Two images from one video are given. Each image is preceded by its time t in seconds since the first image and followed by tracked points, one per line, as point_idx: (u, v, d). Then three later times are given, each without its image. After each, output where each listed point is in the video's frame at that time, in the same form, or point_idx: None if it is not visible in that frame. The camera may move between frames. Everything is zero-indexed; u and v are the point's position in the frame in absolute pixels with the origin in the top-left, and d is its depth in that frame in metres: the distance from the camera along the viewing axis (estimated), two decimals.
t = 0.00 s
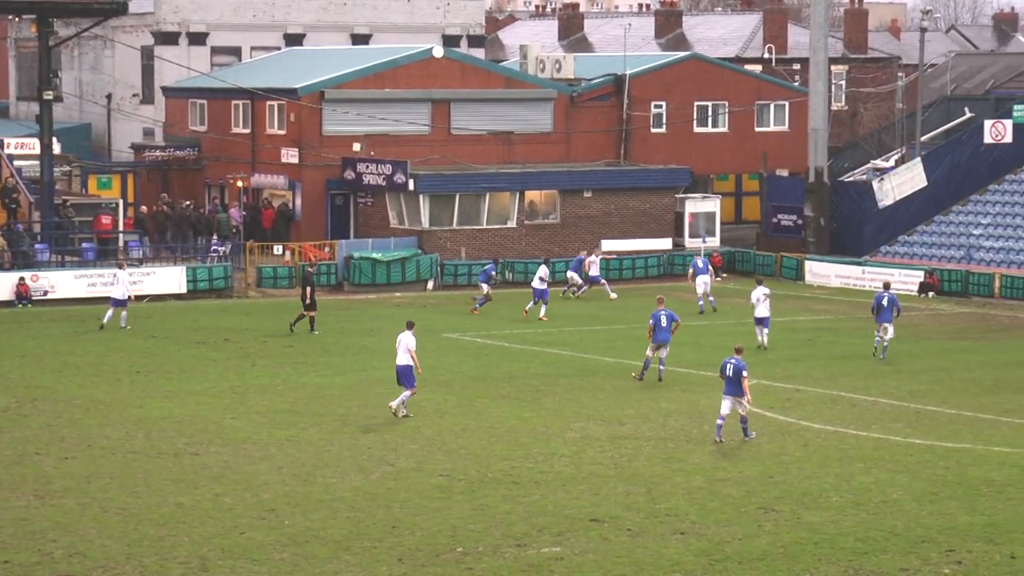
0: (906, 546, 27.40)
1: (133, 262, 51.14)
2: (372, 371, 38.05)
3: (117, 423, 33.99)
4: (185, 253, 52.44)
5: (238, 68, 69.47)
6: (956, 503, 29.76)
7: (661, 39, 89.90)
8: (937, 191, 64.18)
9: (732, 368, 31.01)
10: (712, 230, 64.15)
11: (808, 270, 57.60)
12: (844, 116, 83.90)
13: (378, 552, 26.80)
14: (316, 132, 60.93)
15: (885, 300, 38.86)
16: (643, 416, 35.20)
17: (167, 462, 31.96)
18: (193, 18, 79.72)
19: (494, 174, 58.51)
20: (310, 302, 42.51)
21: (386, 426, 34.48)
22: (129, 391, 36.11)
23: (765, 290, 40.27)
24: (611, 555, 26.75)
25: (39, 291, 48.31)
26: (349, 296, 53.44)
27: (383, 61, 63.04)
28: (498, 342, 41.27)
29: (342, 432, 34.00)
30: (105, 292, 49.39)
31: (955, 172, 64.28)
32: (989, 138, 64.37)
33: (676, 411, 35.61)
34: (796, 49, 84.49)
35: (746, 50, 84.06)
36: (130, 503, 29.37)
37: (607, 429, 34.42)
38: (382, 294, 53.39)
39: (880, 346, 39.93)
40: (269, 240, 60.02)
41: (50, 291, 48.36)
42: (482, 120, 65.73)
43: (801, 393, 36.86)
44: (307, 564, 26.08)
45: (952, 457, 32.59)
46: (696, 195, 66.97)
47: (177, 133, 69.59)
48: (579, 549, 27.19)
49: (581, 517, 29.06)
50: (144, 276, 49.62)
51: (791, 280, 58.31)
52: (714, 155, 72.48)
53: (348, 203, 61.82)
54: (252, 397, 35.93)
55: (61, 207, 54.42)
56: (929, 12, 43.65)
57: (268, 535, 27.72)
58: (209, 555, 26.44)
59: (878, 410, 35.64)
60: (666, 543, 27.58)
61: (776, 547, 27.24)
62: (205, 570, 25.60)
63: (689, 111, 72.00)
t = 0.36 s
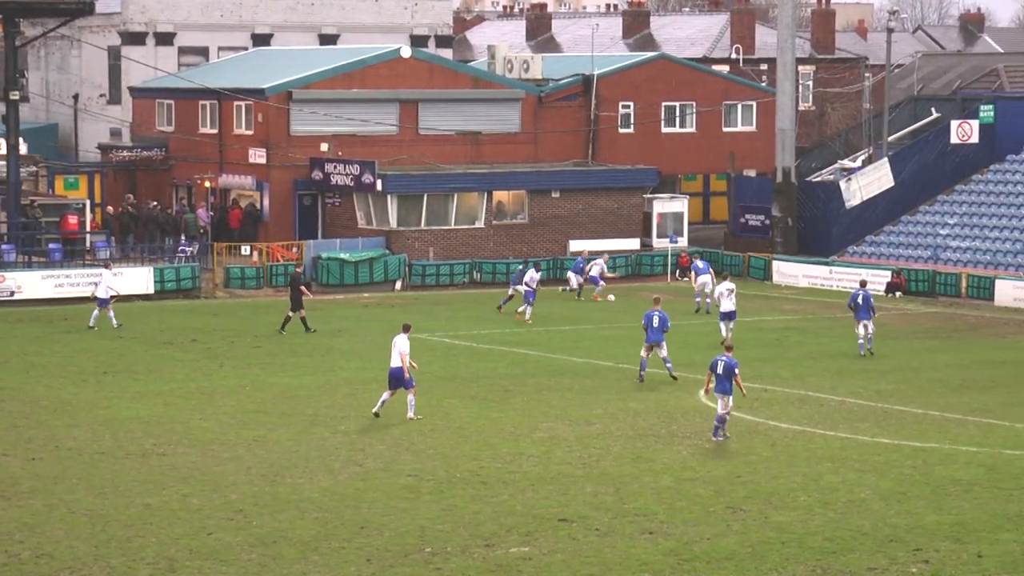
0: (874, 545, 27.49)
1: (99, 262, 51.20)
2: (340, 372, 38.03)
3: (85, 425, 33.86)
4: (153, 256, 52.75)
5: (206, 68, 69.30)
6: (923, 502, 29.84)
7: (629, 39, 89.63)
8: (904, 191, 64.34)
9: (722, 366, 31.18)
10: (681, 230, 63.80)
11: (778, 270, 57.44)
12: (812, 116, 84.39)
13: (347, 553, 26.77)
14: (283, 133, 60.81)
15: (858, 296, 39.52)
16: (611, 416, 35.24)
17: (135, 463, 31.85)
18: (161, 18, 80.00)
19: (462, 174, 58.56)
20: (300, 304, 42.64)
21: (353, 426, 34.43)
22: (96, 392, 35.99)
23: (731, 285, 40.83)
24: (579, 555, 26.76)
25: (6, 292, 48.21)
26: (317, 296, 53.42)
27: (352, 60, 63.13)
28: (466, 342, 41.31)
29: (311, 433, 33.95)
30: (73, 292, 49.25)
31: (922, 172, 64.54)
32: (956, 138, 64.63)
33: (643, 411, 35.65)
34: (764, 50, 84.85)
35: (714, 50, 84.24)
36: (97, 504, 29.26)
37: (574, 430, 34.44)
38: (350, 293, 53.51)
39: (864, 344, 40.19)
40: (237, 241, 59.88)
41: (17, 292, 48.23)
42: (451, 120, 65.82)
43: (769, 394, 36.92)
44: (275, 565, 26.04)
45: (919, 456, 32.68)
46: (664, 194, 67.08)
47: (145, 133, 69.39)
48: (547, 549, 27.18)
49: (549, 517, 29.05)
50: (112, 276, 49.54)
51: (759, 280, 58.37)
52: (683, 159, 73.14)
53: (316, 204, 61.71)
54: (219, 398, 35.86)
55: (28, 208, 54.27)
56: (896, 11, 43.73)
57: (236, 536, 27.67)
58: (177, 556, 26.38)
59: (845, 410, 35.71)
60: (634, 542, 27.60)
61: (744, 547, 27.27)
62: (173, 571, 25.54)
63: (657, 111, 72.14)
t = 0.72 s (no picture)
0: (868, 544, 27.51)
1: (92, 262, 51.24)
2: (333, 372, 37.99)
3: (77, 425, 33.76)
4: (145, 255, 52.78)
5: (198, 68, 69.32)
6: (915, 502, 29.84)
7: (621, 39, 90.02)
8: (895, 191, 64.57)
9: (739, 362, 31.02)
10: (673, 230, 64.33)
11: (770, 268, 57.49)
12: (804, 116, 84.26)
13: (340, 553, 26.72)
14: (275, 133, 60.77)
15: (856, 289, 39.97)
16: (604, 416, 35.21)
17: (127, 463, 31.77)
18: (152, 18, 79.94)
19: (453, 175, 58.57)
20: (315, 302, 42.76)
21: (346, 426, 34.37)
22: (89, 393, 35.90)
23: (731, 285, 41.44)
24: (572, 555, 26.73)
25: None
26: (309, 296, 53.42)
27: (344, 60, 63.14)
28: (459, 342, 41.29)
29: (303, 433, 33.90)
30: (65, 292, 49.10)
31: (914, 173, 64.78)
32: (948, 138, 64.95)
33: (636, 411, 35.62)
34: (756, 49, 84.87)
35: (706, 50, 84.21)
36: (90, 504, 29.20)
37: (567, 430, 34.40)
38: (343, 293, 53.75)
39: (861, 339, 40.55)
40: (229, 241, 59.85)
41: (9, 292, 48.26)
42: (443, 121, 65.79)
43: (761, 394, 36.88)
44: (268, 565, 25.99)
45: (912, 456, 32.68)
46: (657, 194, 67.03)
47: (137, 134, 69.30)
48: (540, 549, 27.15)
49: (542, 517, 29.01)
50: (104, 276, 49.49)
51: (751, 279, 58.55)
52: (676, 158, 73.17)
53: (308, 203, 61.75)
54: (211, 398, 35.80)
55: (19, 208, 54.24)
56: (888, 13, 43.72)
57: (229, 536, 27.63)
58: (170, 556, 26.35)
59: (839, 410, 35.70)
60: (627, 542, 27.57)
61: (738, 547, 27.24)
62: (166, 572, 25.50)
63: (649, 111, 72.33)
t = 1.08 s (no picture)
0: (862, 544, 27.55)
1: (87, 262, 51.30)
2: (328, 372, 38.02)
3: (71, 425, 33.73)
4: (139, 254, 52.75)
5: (192, 68, 69.42)
6: (910, 502, 29.85)
7: (615, 39, 89.96)
8: (890, 191, 64.61)
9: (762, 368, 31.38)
10: (668, 230, 63.87)
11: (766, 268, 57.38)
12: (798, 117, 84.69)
13: (334, 553, 26.72)
14: (269, 133, 60.73)
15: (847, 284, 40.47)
16: (599, 416, 35.22)
17: (122, 464, 31.76)
18: (147, 18, 79.92)
19: (448, 175, 58.39)
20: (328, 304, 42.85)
21: (341, 426, 34.36)
22: (83, 393, 35.87)
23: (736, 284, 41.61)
24: (567, 555, 26.73)
25: None
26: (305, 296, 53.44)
27: (338, 61, 62.97)
28: (453, 341, 41.33)
29: (297, 433, 33.89)
30: (59, 292, 49.08)
31: (908, 173, 64.82)
32: (942, 138, 65.20)
33: (630, 411, 35.64)
34: (750, 50, 84.94)
35: (700, 50, 84.34)
36: (84, 504, 29.18)
37: (562, 429, 34.41)
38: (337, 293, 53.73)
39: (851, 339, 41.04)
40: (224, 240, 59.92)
41: (3, 292, 48.12)
42: (438, 121, 65.71)
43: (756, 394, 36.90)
44: (262, 565, 26.00)
45: (906, 456, 32.71)
46: (652, 194, 67.19)
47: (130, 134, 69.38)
48: (534, 549, 27.15)
49: (537, 517, 29.00)
50: (98, 277, 49.54)
51: (746, 280, 58.53)
52: (669, 158, 73.44)
53: (303, 204, 61.81)
54: (206, 398, 35.80)
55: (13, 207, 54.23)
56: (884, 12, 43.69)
57: (223, 536, 27.64)
58: (164, 557, 26.35)
59: (834, 410, 35.73)
60: (622, 542, 27.56)
61: (733, 546, 27.24)
62: (160, 572, 25.50)
63: (643, 111, 72.57)
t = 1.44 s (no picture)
0: (849, 544, 27.58)
1: (74, 263, 51.46)
2: (315, 372, 38.06)
3: (58, 426, 33.72)
4: (126, 256, 52.89)
5: (180, 68, 69.35)
6: (896, 502, 29.87)
7: (604, 40, 90.12)
8: (879, 192, 64.57)
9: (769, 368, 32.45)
10: (655, 231, 64.33)
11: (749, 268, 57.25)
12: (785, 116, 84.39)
13: (321, 553, 26.74)
14: (257, 132, 60.75)
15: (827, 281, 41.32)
16: (586, 416, 35.24)
17: (109, 464, 31.77)
18: (134, 18, 80.43)
19: (435, 175, 58.53)
20: (332, 303, 42.85)
21: (328, 426, 34.37)
22: (70, 394, 35.88)
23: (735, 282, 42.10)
24: (554, 555, 26.73)
25: None
26: (294, 296, 53.61)
27: (326, 61, 63.11)
28: (441, 341, 41.40)
29: (284, 433, 33.90)
30: (46, 292, 49.06)
31: (896, 173, 64.83)
32: (930, 138, 65.19)
33: (618, 411, 35.67)
34: (738, 52, 84.75)
35: (688, 51, 84.32)
36: (71, 505, 29.17)
37: (550, 430, 34.44)
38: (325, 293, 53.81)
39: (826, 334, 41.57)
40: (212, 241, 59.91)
41: None
42: (426, 120, 65.73)
43: (744, 395, 36.87)
44: (250, 565, 26.03)
45: (893, 456, 32.74)
46: (640, 194, 67.41)
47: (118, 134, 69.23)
48: (521, 549, 27.16)
49: (524, 517, 29.00)
50: (85, 277, 49.61)
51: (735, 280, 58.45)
52: (657, 158, 73.57)
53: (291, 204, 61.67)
54: (193, 398, 35.83)
55: None
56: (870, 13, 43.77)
57: (210, 537, 27.67)
58: (151, 557, 26.36)
59: (821, 410, 35.76)
60: (609, 542, 27.57)
61: (720, 547, 27.24)
62: (147, 572, 25.51)
63: (631, 111, 72.61)
